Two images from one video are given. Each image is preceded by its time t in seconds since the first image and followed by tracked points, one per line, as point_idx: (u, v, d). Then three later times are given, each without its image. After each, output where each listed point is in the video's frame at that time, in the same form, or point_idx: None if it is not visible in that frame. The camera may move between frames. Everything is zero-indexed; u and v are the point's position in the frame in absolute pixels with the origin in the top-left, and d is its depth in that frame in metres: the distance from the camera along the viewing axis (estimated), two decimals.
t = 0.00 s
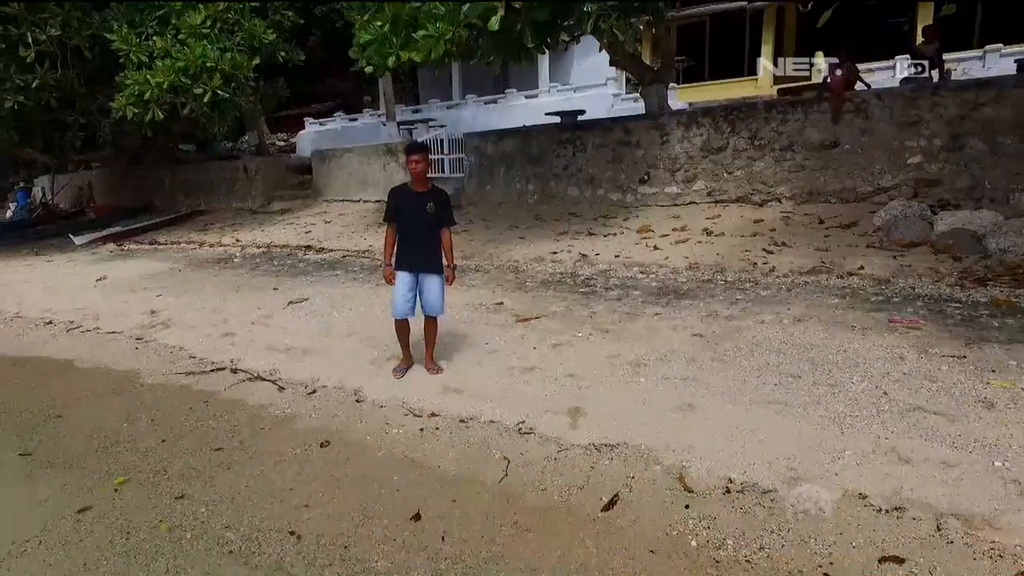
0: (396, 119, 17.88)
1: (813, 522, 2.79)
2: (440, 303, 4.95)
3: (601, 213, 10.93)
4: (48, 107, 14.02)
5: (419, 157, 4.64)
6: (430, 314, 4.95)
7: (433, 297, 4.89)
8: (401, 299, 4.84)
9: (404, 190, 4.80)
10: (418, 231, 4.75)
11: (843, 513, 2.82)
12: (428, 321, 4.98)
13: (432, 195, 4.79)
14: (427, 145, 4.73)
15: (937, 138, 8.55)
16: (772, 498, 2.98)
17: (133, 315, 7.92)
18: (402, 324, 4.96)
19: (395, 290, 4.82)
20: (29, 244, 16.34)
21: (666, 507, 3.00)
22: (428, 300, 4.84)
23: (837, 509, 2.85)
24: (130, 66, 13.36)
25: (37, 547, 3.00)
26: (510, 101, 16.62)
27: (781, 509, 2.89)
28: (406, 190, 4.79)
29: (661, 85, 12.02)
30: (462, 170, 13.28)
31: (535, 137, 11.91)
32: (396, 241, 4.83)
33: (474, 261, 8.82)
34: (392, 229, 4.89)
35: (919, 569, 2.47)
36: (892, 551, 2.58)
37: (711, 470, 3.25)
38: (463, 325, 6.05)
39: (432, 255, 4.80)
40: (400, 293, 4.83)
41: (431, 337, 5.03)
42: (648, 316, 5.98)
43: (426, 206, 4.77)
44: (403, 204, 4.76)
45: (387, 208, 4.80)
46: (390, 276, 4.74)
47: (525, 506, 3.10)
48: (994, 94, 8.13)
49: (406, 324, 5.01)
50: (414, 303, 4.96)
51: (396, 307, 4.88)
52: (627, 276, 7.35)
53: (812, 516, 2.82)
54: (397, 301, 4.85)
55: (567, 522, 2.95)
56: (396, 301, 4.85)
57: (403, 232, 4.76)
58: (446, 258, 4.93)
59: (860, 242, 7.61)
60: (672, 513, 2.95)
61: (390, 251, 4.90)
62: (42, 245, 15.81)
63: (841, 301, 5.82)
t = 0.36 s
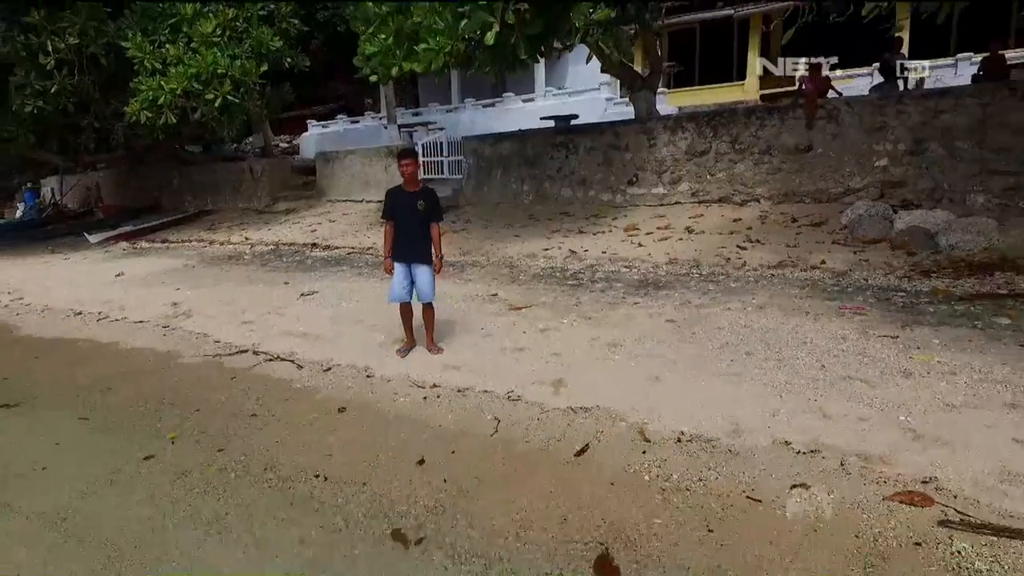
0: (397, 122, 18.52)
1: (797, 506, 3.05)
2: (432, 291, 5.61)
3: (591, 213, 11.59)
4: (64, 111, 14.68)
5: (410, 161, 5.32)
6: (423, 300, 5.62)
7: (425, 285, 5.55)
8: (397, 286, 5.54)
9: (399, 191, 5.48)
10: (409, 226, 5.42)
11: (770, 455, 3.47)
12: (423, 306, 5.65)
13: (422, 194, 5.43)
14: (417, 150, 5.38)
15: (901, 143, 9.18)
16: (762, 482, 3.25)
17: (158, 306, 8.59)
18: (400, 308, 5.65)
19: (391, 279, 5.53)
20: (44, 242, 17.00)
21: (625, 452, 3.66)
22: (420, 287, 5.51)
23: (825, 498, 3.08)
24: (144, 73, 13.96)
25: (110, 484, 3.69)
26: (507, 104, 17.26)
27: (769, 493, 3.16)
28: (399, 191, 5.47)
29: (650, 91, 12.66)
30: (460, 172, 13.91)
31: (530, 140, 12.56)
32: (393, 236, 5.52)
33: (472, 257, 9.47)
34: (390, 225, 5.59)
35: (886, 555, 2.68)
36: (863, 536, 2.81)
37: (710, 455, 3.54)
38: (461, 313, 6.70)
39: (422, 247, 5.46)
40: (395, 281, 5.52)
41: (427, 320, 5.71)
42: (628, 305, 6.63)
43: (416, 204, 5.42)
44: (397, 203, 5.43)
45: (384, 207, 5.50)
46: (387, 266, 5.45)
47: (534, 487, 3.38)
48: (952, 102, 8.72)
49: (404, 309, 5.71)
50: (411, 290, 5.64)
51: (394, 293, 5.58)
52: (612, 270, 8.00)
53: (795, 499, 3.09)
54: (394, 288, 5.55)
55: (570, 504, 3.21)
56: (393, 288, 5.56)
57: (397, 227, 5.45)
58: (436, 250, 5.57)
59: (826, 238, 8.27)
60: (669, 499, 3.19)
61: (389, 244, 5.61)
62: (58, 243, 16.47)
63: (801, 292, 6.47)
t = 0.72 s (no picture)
0: (397, 125, 19.27)
1: (796, 504, 3.18)
2: (427, 280, 6.40)
3: (581, 212, 12.37)
4: (81, 116, 15.38)
5: (406, 167, 6.10)
6: (420, 288, 6.41)
7: (421, 275, 6.34)
8: (397, 276, 6.36)
9: (397, 193, 6.24)
10: (406, 224, 6.19)
11: (711, 408, 4.26)
12: (420, 293, 6.45)
13: (417, 196, 6.16)
14: (413, 157, 6.13)
15: (864, 148, 9.95)
16: (768, 484, 3.37)
17: (180, 298, 9.33)
18: (402, 295, 6.48)
19: (392, 270, 6.35)
20: (59, 241, 17.71)
21: (593, 409, 4.44)
22: (416, 277, 6.30)
23: (825, 500, 3.20)
24: (157, 80, 14.67)
25: (172, 435, 4.49)
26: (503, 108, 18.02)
27: (773, 492, 3.30)
28: (396, 193, 6.22)
29: (637, 98, 13.42)
30: (459, 173, 14.61)
31: (524, 144, 13.33)
32: (394, 232, 6.31)
33: (469, 253, 10.23)
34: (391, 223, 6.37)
35: (867, 558, 2.78)
36: (847, 537, 2.91)
37: (724, 458, 3.67)
38: (459, 302, 7.48)
39: (417, 243, 6.24)
40: (396, 272, 6.35)
41: (425, 305, 6.51)
42: (608, 294, 7.39)
43: (412, 205, 6.16)
44: (395, 204, 6.19)
45: (385, 207, 6.29)
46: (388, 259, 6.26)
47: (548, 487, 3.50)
48: (909, 110, 9.50)
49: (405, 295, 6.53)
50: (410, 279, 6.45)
51: (395, 282, 6.40)
52: (596, 265, 8.77)
53: (796, 498, 3.22)
54: (395, 278, 6.38)
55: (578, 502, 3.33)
56: (394, 278, 6.39)
57: (396, 225, 6.23)
58: (431, 244, 6.34)
59: (793, 234, 9.04)
60: (672, 499, 3.30)
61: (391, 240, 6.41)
62: (73, 242, 17.19)
63: (762, 282, 7.25)
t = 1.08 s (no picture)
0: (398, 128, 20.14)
1: (770, 480, 3.54)
2: (429, 270, 7.27)
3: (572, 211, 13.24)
4: (99, 121, 16.20)
5: (408, 172, 6.93)
6: (423, 278, 7.28)
7: (423, 266, 7.21)
8: (403, 268, 7.23)
9: (400, 194, 7.06)
10: (410, 221, 7.03)
11: (666, 374, 5.12)
12: (423, 283, 7.31)
13: (418, 196, 6.97)
14: (414, 162, 6.95)
15: (830, 152, 10.81)
16: (776, 485, 3.48)
17: (203, 290, 10.20)
18: (407, 284, 7.34)
19: (398, 263, 7.21)
20: (76, 240, 18.56)
21: (570, 375, 5.29)
22: (419, 268, 7.17)
23: (824, 501, 3.32)
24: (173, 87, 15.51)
25: (216, 400, 5.36)
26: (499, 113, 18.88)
27: (750, 467, 3.68)
28: (400, 194, 7.05)
29: (626, 104, 14.28)
30: (457, 175, 15.57)
31: (519, 148, 14.18)
32: (399, 229, 7.16)
33: (467, 249, 11.09)
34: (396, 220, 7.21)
35: (843, 557, 2.87)
36: (831, 538, 3.01)
37: (743, 461, 3.75)
38: (458, 291, 8.35)
39: (420, 238, 7.10)
40: (401, 264, 7.21)
41: (428, 293, 7.37)
42: (591, 284, 8.26)
43: (414, 205, 6.99)
44: (399, 204, 7.02)
45: (391, 207, 7.13)
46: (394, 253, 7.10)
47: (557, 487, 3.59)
48: (870, 118, 10.36)
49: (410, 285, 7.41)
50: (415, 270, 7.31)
51: (401, 273, 7.27)
52: (583, 259, 9.63)
53: (769, 475, 3.58)
54: (401, 270, 7.25)
55: (582, 499, 3.45)
56: (400, 270, 7.26)
57: (401, 223, 7.08)
58: (431, 239, 7.18)
59: (762, 231, 9.90)
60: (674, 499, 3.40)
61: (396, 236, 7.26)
62: (90, 240, 18.05)
63: (728, 273, 8.12)
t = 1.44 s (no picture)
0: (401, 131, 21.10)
1: (706, 420, 4.49)
2: (433, 261, 8.25)
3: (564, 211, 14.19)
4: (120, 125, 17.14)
5: (414, 175, 7.85)
6: (429, 268, 8.27)
7: (428, 258, 8.19)
8: (411, 259, 8.21)
9: (407, 195, 8.00)
10: (417, 218, 7.98)
11: (633, 345, 6.10)
12: (428, 272, 8.29)
13: (423, 196, 7.89)
14: (419, 166, 7.86)
15: (800, 156, 11.79)
16: (776, 485, 3.67)
17: (225, 283, 11.16)
18: (414, 274, 8.31)
19: (407, 256, 8.19)
20: (95, 238, 19.51)
21: (553, 348, 6.28)
22: (425, 259, 8.15)
23: (825, 501, 3.49)
24: (190, 94, 16.48)
25: (255, 370, 6.38)
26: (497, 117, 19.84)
27: (690, 410, 4.66)
28: (407, 195, 7.99)
29: (615, 110, 15.23)
30: (457, 176, 16.55)
31: (515, 151, 15.15)
32: (407, 225, 8.11)
33: (466, 245, 12.03)
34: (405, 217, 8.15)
35: (826, 554, 3.07)
36: (820, 537, 3.20)
37: (749, 462, 3.92)
38: (458, 282, 9.32)
39: (425, 233, 8.06)
40: (409, 256, 8.18)
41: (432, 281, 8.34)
42: (578, 275, 9.23)
43: (419, 204, 7.93)
44: (406, 204, 7.95)
45: (399, 205, 8.07)
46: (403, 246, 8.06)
47: (567, 488, 3.77)
48: (835, 125, 11.32)
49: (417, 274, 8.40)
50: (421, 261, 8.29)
51: (409, 264, 8.26)
52: (572, 254, 10.59)
53: (704, 416, 4.56)
54: (409, 261, 8.22)
55: (587, 501, 3.62)
56: (409, 261, 8.24)
57: (408, 220, 8.04)
58: (435, 233, 8.14)
59: (735, 229, 10.86)
60: (678, 503, 3.56)
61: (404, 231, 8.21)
62: (108, 238, 18.99)
63: (699, 265, 9.09)
